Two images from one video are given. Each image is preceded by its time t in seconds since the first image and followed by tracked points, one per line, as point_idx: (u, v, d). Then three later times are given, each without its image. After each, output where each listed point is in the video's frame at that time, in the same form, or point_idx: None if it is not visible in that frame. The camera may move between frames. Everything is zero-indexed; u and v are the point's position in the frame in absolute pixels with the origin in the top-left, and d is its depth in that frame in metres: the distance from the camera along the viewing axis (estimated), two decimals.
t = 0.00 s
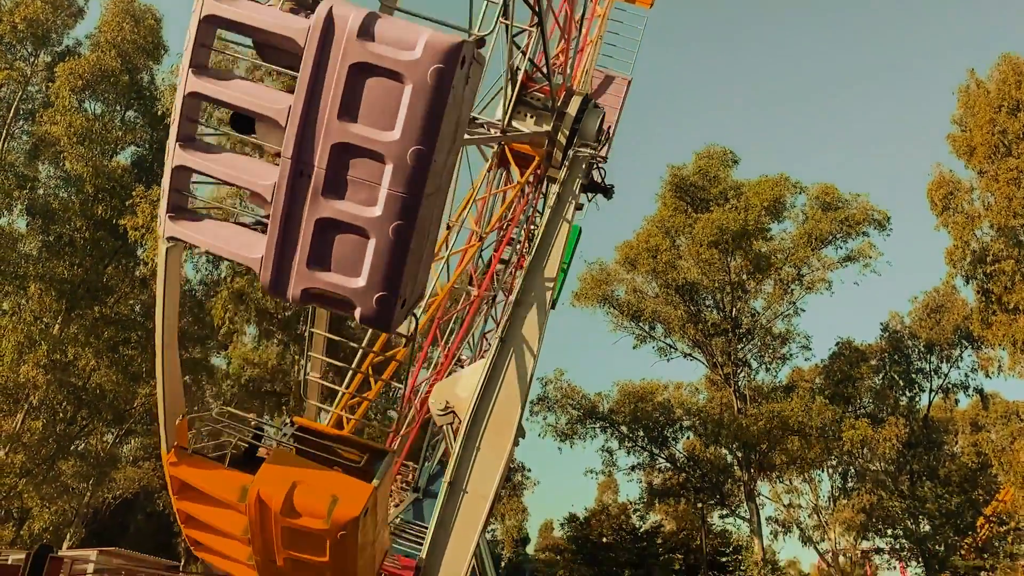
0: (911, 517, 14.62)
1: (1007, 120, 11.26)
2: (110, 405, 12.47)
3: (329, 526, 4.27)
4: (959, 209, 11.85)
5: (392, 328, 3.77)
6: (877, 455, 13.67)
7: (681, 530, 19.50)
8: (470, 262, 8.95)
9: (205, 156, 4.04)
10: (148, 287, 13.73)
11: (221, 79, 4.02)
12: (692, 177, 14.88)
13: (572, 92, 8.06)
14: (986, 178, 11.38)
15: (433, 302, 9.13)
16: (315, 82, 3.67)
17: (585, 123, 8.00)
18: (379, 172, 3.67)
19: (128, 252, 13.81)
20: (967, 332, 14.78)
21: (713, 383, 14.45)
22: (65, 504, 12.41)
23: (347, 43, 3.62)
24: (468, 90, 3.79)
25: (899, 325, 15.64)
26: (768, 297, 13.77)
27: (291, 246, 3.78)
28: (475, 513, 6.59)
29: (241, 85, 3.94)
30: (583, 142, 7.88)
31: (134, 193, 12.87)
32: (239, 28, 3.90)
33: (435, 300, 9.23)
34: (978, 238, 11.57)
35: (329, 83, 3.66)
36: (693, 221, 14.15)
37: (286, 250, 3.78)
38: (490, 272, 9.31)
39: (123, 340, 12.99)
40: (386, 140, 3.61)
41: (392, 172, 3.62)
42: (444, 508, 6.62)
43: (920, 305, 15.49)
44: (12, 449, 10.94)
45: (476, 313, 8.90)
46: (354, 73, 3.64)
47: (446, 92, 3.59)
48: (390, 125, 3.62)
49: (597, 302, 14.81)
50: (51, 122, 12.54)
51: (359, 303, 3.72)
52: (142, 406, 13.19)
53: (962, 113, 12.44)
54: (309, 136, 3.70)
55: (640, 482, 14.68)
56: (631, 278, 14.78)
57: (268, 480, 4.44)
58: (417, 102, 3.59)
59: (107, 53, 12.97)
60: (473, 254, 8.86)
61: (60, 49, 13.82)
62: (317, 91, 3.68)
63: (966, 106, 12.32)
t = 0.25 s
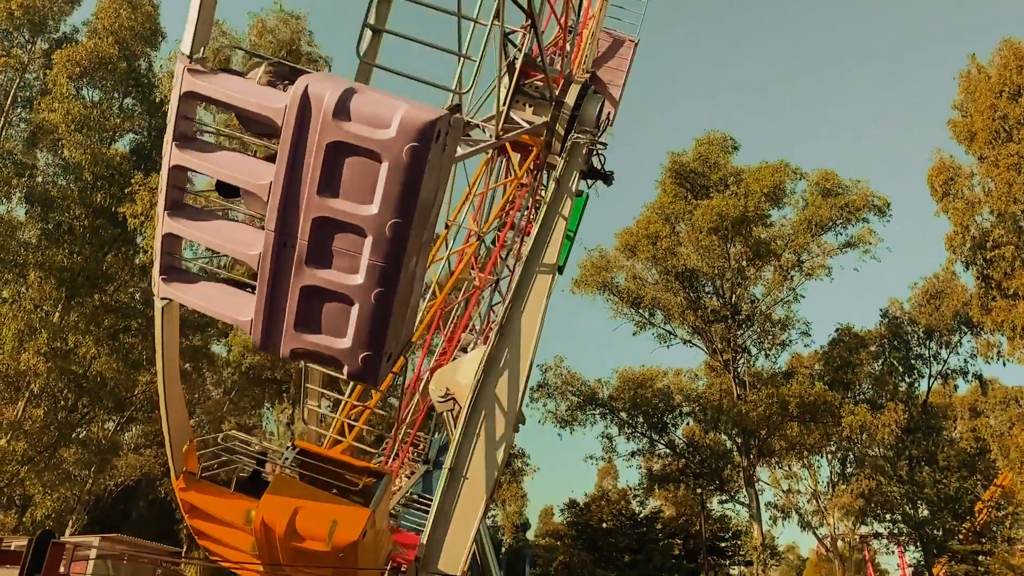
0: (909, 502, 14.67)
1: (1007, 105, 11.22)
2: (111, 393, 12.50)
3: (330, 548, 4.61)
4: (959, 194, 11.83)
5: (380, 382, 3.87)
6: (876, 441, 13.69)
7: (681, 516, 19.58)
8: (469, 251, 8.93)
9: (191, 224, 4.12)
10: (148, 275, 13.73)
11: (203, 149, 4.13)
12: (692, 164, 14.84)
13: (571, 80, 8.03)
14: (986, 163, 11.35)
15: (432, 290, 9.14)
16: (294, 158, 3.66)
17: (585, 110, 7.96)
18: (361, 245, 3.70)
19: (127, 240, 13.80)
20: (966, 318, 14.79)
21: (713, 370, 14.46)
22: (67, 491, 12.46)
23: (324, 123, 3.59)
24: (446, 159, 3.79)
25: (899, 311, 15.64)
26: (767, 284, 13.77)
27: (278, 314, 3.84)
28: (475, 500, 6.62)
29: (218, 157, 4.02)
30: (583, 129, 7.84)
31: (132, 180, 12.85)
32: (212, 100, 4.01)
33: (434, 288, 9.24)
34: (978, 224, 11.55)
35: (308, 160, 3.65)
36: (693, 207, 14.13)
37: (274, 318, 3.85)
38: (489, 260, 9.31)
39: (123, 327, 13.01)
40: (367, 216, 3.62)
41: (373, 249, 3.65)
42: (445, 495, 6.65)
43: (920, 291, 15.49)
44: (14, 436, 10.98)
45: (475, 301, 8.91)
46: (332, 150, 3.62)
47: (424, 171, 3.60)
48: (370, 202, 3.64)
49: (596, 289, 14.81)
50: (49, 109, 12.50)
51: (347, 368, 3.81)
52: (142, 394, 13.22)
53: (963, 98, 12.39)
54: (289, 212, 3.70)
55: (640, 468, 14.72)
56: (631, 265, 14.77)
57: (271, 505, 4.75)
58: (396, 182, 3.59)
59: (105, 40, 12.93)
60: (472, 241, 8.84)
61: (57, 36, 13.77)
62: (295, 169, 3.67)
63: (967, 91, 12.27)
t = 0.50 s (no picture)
0: (907, 486, 14.74)
1: (1008, 89, 11.19)
2: (111, 379, 12.52)
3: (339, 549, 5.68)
4: (959, 178, 11.80)
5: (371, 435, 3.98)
6: (875, 425, 13.73)
7: (680, 500, 19.68)
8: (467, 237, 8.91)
9: (184, 295, 4.20)
10: (148, 262, 13.73)
11: (193, 224, 4.20)
12: (691, 149, 14.80)
13: (569, 65, 8.01)
14: (986, 148, 11.33)
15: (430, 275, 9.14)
16: (276, 244, 3.67)
17: (585, 94, 7.94)
18: (345, 317, 3.73)
19: (127, 227, 13.80)
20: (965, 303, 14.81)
21: (712, 355, 14.48)
22: (69, 477, 12.52)
23: (302, 211, 3.57)
24: (424, 232, 3.75)
25: (898, 296, 15.65)
26: (767, 269, 13.76)
27: (271, 376, 3.93)
28: (475, 485, 6.65)
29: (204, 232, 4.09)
30: (583, 113, 7.82)
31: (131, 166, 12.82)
32: (195, 181, 4.08)
33: (432, 273, 9.22)
34: (978, 208, 11.53)
35: (290, 245, 3.66)
36: (693, 193, 14.10)
37: (266, 379, 3.95)
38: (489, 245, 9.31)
39: (123, 314, 13.05)
40: (347, 293, 3.63)
41: (354, 331, 3.69)
42: (444, 482, 6.67)
43: (920, 276, 15.49)
44: (15, 423, 11.01)
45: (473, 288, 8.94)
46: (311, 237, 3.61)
47: (401, 255, 3.58)
48: (350, 284, 3.64)
49: (596, 275, 14.80)
50: (46, 95, 12.46)
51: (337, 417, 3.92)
52: (143, 380, 13.25)
53: (964, 82, 12.34)
54: (275, 293, 3.76)
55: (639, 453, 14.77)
56: (630, 251, 14.75)
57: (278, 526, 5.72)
58: (374, 269, 3.58)
59: (102, 26, 12.88)
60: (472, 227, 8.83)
61: (53, 22, 13.72)
62: (278, 252, 3.69)
63: (968, 75, 12.22)
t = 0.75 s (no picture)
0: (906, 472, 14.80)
1: (1009, 75, 11.15)
2: (111, 368, 12.53)
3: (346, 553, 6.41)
4: (959, 166, 11.78)
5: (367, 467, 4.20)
6: (873, 412, 13.78)
7: (680, 487, 19.75)
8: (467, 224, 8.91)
9: (183, 347, 4.21)
10: (147, 251, 13.73)
11: (188, 280, 4.20)
12: (691, 137, 14.76)
13: (568, 52, 7.97)
14: (986, 135, 11.30)
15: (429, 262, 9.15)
16: (265, 311, 3.70)
17: (584, 81, 7.94)
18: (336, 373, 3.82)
19: (126, 217, 13.79)
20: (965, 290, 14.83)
21: (711, 343, 14.50)
22: (70, 466, 12.56)
23: (288, 280, 3.60)
24: (408, 288, 3.78)
25: (897, 284, 15.66)
26: (767, 257, 13.76)
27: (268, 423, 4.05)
28: (476, 472, 6.68)
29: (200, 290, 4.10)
30: (582, 100, 7.80)
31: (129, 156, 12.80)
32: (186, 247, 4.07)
33: (431, 261, 9.22)
34: (978, 195, 11.51)
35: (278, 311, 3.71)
36: (692, 181, 14.08)
37: (264, 426, 4.07)
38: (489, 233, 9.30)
39: (123, 304, 13.06)
40: (336, 353, 3.70)
41: (344, 389, 3.78)
42: (444, 470, 6.68)
43: (919, 263, 15.49)
44: (16, 412, 11.02)
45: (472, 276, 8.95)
46: (299, 305, 3.64)
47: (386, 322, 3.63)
48: (338, 344, 3.70)
49: (596, 263, 14.79)
50: (43, 83, 12.42)
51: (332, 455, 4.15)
52: (143, 369, 13.26)
53: (964, 69, 12.30)
54: (267, 354, 3.83)
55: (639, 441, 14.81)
56: (630, 239, 14.74)
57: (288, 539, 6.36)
58: (360, 335, 3.63)
59: (99, 14, 12.82)
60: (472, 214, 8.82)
61: (50, 10, 13.67)
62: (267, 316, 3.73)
63: (968, 62, 12.19)
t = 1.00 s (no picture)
0: (904, 459, 14.87)
1: (1010, 62, 11.10)
2: (112, 357, 12.55)
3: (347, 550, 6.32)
4: (960, 153, 11.76)
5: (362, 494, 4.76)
6: (872, 399, 13.81)
7: (679, 474, 19.86)
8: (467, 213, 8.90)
9: (187, 396, 4.64)
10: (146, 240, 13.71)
11: (185, 334, 4.61)
12: (691, 124, 14.72)
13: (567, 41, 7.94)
14: (987, 121, 11.27)
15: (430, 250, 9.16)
16: (260, 373, 4.14)
17: (583, 69, 7.90)
18: (329, 422, 4.30)
19: (125, 206, 13.76)
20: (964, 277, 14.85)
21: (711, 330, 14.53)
22: (72, 454, 12.61)
23: (281, 348, 4.01)
24: (391, 348, 4.19)
25: (897, 271, 15.66)
26: (766, 245, 13.76)
27: (271, 459, 4.59)
28: (475, 460, 6.71)
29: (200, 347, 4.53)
30: (581, 87, 7.76)
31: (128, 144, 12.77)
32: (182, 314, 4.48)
33: (432, 250, 9.22)
34: (978, 182, 11.49)
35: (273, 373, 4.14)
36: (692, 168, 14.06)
37: (267, 461, 4.61)
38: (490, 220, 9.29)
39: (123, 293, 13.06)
40: (328, 407, 4.16)
41: (337, 435, 4.30)
42: (445, 457, 6.71)
43: (919, 250, 15.48)
44: (17, 401, 11.05)
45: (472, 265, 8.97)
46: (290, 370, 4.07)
47: (367, 383, 4.04)
48: (329, 399, 4.15)
49: (596, 251, 14.79)
50: (40, 72, 12.36)
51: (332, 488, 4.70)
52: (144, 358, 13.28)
53: (965, 55, 12.26)
54: (266, 409, 4.31)
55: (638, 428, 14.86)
56: (629, 227, 14.72)
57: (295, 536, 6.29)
58: (347, 395, 4.08)
59: (96, 2, 12.76)
60: (472, 203, 8.81)
61: None
62: (264, 376, 4.17)
63: (969, 48, 12.14)
